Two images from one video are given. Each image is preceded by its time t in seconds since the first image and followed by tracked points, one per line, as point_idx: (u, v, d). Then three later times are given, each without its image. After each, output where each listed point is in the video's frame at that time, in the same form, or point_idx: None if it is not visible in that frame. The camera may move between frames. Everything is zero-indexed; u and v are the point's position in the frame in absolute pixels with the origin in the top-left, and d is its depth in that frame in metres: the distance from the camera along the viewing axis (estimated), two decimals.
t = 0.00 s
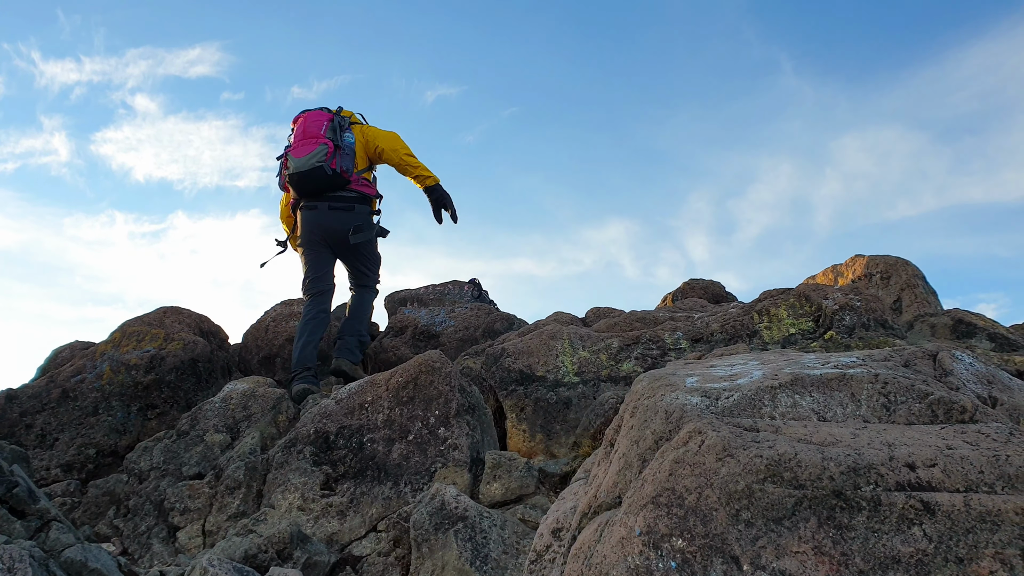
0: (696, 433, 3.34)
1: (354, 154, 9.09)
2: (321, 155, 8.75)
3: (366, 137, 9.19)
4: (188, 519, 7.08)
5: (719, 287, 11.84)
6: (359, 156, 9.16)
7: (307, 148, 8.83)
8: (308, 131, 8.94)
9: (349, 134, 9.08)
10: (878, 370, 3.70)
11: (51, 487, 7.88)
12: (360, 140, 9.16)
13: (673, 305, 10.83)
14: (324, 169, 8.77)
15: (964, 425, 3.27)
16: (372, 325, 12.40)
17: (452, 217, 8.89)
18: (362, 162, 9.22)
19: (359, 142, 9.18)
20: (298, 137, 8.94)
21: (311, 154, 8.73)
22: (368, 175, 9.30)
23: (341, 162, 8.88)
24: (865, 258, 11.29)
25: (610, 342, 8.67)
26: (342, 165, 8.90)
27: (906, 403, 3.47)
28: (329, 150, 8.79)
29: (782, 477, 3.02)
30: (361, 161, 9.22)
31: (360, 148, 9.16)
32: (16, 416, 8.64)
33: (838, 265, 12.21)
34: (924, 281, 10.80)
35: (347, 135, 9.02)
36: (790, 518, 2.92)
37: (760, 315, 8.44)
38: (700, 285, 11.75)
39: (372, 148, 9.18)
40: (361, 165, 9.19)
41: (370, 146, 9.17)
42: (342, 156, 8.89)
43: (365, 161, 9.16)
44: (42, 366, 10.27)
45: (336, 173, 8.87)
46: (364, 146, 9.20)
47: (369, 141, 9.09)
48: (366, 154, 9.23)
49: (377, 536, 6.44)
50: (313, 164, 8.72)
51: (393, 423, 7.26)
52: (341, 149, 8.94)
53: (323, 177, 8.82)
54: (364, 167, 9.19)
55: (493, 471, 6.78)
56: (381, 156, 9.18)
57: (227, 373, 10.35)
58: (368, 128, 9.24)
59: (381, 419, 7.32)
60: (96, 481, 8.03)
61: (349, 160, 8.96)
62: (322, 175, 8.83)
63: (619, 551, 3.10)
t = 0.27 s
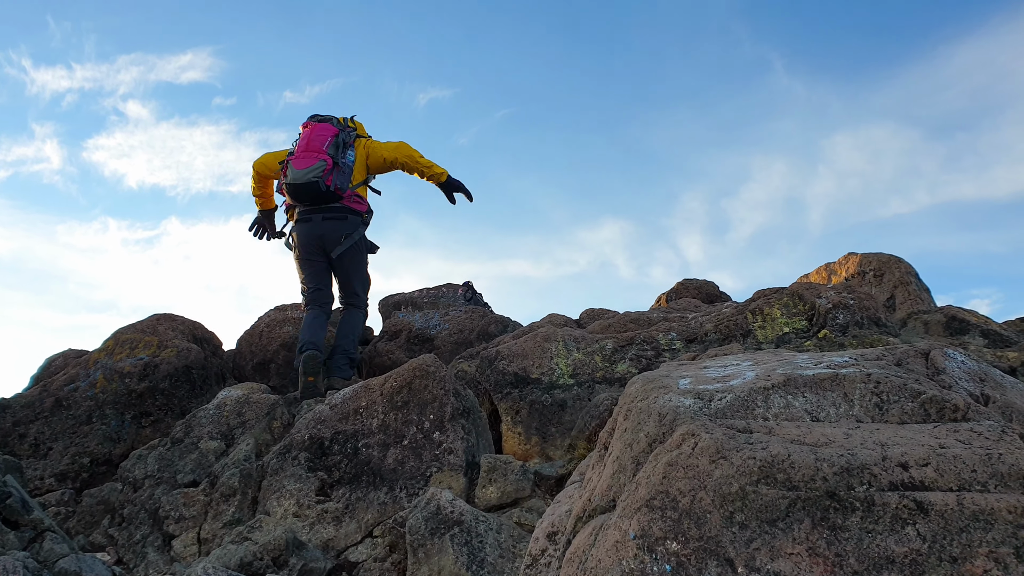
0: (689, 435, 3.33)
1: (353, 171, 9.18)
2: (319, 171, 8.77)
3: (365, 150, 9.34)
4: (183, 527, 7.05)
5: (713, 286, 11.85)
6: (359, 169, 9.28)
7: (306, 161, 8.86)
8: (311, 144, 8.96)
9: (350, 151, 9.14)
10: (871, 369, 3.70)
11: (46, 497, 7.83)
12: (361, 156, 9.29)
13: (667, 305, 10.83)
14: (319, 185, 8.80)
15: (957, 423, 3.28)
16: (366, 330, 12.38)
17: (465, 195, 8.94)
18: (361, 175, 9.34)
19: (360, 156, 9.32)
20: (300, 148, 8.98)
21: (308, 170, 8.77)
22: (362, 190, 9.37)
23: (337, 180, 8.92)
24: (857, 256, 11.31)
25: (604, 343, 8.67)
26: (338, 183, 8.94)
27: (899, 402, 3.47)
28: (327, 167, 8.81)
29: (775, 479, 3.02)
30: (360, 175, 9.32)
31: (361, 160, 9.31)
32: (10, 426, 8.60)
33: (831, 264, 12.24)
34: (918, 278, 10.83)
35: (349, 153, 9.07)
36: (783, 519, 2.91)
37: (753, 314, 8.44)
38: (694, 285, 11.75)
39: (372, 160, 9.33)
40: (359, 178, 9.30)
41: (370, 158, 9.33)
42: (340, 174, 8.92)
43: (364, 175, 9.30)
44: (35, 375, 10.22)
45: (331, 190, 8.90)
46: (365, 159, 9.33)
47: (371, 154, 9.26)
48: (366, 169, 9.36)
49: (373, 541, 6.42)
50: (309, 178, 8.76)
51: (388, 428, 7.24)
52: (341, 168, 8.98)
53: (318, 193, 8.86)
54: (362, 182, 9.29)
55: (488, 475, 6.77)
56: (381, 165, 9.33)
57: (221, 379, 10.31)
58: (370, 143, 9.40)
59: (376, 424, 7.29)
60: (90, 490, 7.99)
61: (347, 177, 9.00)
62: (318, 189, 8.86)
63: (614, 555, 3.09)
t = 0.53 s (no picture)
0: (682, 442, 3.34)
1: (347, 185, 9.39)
2: (323, 180, 8.96)
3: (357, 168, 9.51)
4: (178, 538, 7.01)
5: (708, 290, 11.86)
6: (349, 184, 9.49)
7: (308, 170, 8.99)
8: (310, 154, 9.10)
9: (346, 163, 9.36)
10: (864, 373, 3.70)
11: (39, 508, 7.78)
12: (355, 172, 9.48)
13: (662, 309, 10.84)
14: (323, 192, 8.98)
15: (950, 427, 3.28)
16: (361, 336, 12.35)
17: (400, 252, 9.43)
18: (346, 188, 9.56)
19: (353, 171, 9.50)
20: (299, 156, 9.08)
21: (313, 178, 8.92)
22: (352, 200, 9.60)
23: (339, 189, 9.17)
24: (852, 258, 11.33)
25: (599, 348, 8.66)
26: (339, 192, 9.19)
27: (893, 406, 3.48)
28: (331, 177, 9.05)
29: (770, 485, 3.03)
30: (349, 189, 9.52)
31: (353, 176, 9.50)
32: (3, 437, 8.54)
33: (825, 266, 12.26)
34: (912, 280, 10.86)
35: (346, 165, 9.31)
36: (779, 525, 2.90)
37: (748, 318, 8.44)
38: (689, 289, 11.76)
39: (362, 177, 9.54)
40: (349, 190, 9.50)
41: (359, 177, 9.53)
42: (340, 184, 9.17)
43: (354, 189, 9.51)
44: (28, 385, 10.16)
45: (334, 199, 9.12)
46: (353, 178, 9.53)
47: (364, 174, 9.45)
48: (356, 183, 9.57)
49: (369, 550, 6.39)
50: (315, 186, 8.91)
51: (383, 436, 7.21)
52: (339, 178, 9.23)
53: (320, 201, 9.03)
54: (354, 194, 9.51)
55: (484, 482, 6.75)
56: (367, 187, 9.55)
57: (216, 388, 10.27)
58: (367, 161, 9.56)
59: (371, 432, 7.26)
60: (84, 500, 7.95)
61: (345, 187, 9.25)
62: (321, 197, 9.03)
63: (610, 563, 3.08)
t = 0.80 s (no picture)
0: (679, 451, 3.32)
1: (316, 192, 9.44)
2: (289, 189, 9.00)
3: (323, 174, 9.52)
4: (171, 544, 6.97)
5: (704, 300, 11.88)
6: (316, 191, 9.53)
7: (273, 183, 9.06)
8: (271, 166, 9.16)
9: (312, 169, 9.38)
10: (860, 386, 3.71)
11: (31, 513, 7.73)
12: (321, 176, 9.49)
13: (658, 319, 10.84)
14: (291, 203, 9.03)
15: (945, 440, 3.29)
16: (356, 343, 12.33)
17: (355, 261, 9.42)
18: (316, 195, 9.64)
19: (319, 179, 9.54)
20: (263, 172, 9.14)
21: (280, 190, 8.98)
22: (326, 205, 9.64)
23: (307, 195, 9.21)
24: (847, 270, 11.36)
25: (595, 358, 8.66)
26: (309, 197, 9.23)
27: (888, 419, 3.48)
28: (297, 185, 9.09)
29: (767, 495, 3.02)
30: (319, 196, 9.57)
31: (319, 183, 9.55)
32: None
33: (821, 278, 12.29)
34: (907, 292, 10.89)
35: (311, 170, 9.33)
36: (774, 536, 2.90)
37: (743, 328, 8.45)
38: (685, 299, 11.77)
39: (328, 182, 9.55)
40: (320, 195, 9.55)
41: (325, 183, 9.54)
42: (308, 189, 9.21)
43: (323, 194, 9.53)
44: (22, 389, 10.11)
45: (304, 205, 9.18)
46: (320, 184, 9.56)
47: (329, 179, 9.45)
48: (325, 188, 9.60)
49: (363, 557, 6.38)
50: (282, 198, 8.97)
51: (378, 443, 7.19)
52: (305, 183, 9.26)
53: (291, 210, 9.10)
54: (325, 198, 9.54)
55: (479, 490, 6.73)
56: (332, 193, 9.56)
57: (210, 394, 10.23)
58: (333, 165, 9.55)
59: (366, 439, 7.24)
60: (77, 505, 7.90)
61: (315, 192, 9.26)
62: (290, 207, 9.10)
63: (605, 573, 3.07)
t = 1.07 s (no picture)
0: (678, 450, 3.31)
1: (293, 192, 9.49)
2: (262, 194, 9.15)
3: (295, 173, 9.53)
4: (170, 542, 6.96)
5: (703, 300, 11.87)
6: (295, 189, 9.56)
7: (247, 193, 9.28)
8: (246, 175, 9.37)
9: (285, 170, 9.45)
10: (860, 385, 3.70)
11: (30, 511, 7.72)
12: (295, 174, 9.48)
13: (657, 319, 10.84)
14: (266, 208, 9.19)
15: (945, 439, 3.29)
16: (356, 343, 12.32)
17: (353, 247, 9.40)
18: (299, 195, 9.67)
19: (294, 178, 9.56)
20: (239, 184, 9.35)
21: (251, 199, 9.16)
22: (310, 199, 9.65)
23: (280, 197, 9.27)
24: (847, 270, 11.35)
25: (594, 357, 8.65)
26: (282, 199, 9.28)
27: (889, 418, 3.48)
28: (266, 190, 9.18)
29: (767, 494, 3.02)
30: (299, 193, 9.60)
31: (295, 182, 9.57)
32: None
33: (820, 278, 12.28)
34: (906, 292, 10.89)
35: (284, 171, 9.39)
36: (774, 535, 2.90)
37: (743, 328, 8.45)
38: (684, 299, 11.77)
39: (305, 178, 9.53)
40: (301, 192, 9.57)
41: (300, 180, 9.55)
42: (280, 190, 9.27)
43: (303, 191, 9.54)
44: (21, 388, 10.10)
45: (278, 208, 9.28)
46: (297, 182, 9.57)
47: (303, 175, 9.43)
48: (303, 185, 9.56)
49: (362, 556, 6.37)
50: (253, 207, 9.14)
51: (377, 442, 7.17)
52: (278, 185, 9.33)
53: (268, 215, 9.24)
54: (305, 194, 9.54)
55: (477, 489, 6.73)
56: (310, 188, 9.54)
57: (210, 393, 10.22)
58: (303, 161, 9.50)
59: (365, 438, 7.22)
60: (75, 504, 7.88)
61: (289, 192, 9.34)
62: (268, 211, 9.24)
63: (605, 571, 3.06)
